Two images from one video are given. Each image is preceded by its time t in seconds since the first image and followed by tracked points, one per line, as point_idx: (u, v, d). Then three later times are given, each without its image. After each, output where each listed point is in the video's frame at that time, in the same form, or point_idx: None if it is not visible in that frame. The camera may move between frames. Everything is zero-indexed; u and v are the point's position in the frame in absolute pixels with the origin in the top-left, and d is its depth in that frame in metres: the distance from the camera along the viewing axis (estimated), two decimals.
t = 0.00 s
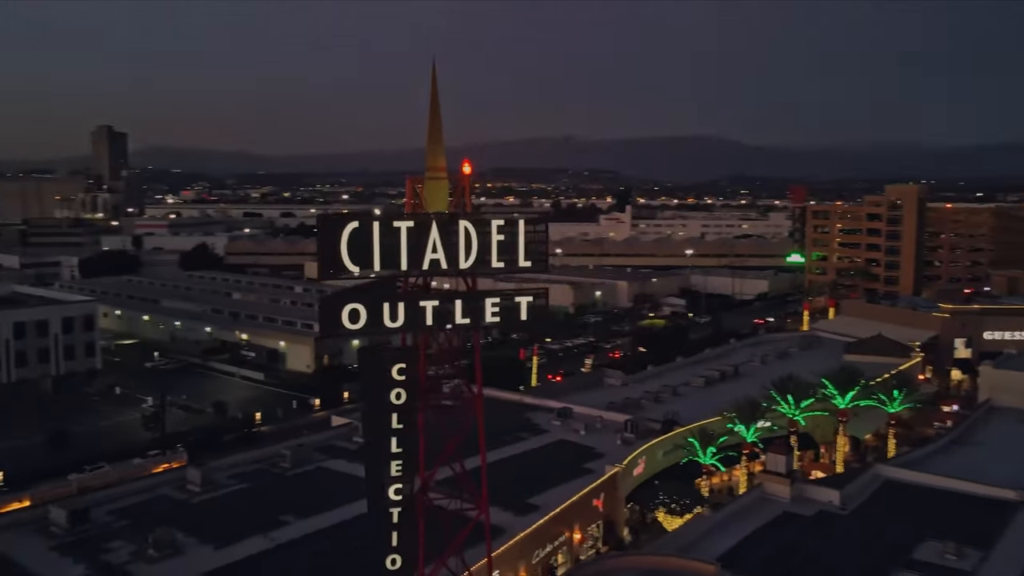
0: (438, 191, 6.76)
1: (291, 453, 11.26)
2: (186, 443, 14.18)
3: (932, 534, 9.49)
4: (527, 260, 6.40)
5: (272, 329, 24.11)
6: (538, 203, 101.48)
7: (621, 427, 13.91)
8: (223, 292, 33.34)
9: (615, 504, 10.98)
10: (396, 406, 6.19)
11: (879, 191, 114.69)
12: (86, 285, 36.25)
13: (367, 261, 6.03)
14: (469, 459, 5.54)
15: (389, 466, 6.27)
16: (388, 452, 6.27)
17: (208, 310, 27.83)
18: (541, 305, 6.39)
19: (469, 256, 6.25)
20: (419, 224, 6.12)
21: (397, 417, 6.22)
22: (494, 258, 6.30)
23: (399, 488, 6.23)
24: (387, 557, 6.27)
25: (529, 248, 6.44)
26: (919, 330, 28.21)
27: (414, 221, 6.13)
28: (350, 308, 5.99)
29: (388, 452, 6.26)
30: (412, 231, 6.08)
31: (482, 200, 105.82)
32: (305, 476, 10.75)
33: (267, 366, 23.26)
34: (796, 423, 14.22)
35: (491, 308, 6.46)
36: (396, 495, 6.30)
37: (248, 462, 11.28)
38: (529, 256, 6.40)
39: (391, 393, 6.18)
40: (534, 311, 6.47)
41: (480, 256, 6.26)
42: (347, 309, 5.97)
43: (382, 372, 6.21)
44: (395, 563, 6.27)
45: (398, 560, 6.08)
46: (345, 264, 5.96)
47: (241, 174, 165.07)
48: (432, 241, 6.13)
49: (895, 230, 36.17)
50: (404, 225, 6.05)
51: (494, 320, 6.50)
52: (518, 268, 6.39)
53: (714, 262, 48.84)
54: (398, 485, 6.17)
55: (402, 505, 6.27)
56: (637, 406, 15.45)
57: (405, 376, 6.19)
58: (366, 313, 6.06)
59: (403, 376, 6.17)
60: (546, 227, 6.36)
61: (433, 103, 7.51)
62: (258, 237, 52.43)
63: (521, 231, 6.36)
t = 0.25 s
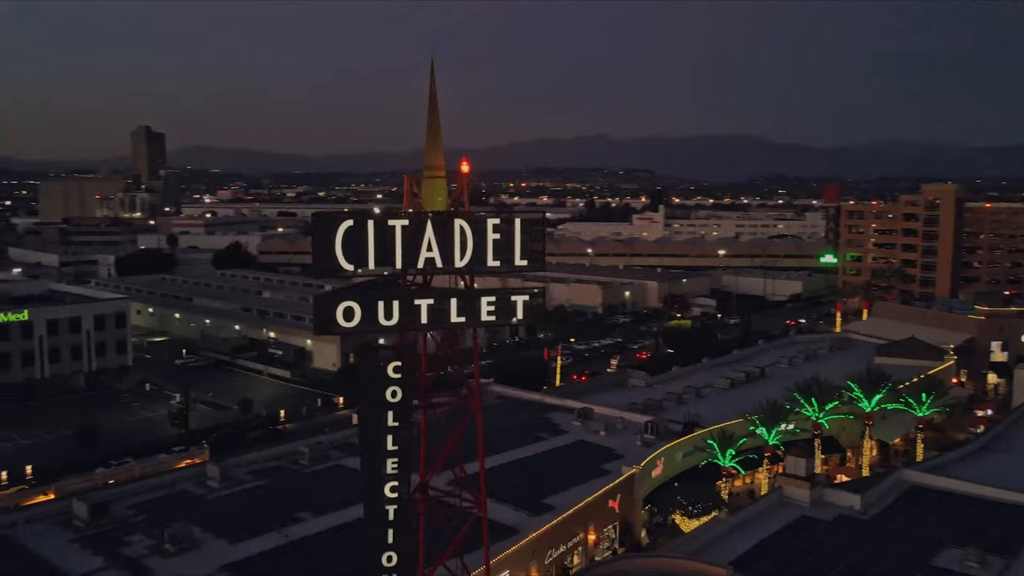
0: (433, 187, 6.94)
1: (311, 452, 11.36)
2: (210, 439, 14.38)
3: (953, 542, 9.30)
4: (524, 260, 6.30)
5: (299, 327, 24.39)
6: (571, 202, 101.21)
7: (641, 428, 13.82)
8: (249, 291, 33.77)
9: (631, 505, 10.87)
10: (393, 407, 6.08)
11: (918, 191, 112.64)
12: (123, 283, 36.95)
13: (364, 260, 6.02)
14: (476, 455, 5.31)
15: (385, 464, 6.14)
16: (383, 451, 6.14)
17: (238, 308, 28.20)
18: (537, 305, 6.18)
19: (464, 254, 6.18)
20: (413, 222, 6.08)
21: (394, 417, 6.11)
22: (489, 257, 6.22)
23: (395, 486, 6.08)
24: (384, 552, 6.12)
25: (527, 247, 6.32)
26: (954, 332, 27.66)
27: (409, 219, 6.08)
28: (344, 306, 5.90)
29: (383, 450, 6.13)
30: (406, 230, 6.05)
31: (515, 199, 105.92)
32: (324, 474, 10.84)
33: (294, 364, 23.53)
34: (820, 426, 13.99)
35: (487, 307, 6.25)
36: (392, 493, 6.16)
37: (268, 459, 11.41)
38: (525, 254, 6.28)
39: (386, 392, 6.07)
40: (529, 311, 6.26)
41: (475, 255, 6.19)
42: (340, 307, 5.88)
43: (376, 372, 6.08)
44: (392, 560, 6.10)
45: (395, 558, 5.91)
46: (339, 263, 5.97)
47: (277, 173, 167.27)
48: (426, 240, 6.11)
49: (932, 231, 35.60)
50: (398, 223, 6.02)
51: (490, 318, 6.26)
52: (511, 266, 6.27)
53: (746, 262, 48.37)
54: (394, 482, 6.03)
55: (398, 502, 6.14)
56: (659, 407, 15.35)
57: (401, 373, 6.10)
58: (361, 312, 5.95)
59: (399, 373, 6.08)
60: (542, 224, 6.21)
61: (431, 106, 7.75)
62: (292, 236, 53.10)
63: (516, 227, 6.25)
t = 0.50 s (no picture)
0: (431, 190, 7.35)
1: (329, 449, 11.44)
2: (233, 437, 14.53)
3: (976, 549, 9.10)
4: (519, 258, 6.21)
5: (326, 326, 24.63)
6: (604, 202, 100.69)
7: (661, 429, 13.72)
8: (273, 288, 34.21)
9: (648, 507, 10.74)
10: (388, 404, 6.05)
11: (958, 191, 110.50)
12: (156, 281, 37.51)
13: (359, 258, 6.02)
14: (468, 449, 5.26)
15: (380, 462, 6.09)
16: (379, 448, 6.09)
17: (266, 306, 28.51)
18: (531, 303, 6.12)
19: (459, 253, 6.15)
20: (407, 220, 6.07)
21: (389, 414, 6.08)
22: (483, 255, 6.15)
23: (389, 483, 6.02)
24: (379, 549, 6.05)
25: (522, 245, 6.24)
26: (990, 335, 27.08)
27: (403, 219, 6.07)
28: (338, 303, 5.94)
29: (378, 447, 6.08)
30: (400, 228, 6.04)
31: (547, 199, 105.61)
32: (342, 472, 10.90)
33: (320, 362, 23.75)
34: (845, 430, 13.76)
35: (481, 304, 6.20)
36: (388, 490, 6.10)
37: (288, 456, 11.51)
38: (520, 253, 6.21)
39: (380, 390, 6.05)
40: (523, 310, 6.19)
41: (470, 254, 6.14)
42: (335, 305, 5.93)
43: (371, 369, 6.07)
44: (387, 558, 6.04)
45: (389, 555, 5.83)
46: (333, 261, 5.97)
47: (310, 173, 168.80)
48: (420, 239, 6.09)
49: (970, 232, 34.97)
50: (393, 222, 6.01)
51: (485, 317, 6.20)
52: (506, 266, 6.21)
53: (779, 262, 47.74)
54: (388, 479, 5.97)
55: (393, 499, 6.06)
56: (681, 408, 15.22)
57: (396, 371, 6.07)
58: (357, 310, 5.98)
59: (394, 370, 6.05)
60: (537, 223, 6.13)
61: (429, 105, 7.95)
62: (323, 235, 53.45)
63: (511, 226, 6.18)
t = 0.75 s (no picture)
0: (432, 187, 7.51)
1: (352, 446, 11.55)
2: (262, 433, 14.72)
3: (1004, 559, 8.86)
4: (518, 257, 6.21)
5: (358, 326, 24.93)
6: (642, 201, 99.93)
7: (686, 431, 13.60)
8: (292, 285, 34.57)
9: (668, 510, 10.59)
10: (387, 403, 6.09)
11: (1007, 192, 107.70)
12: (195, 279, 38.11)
13: (359, 257, 6.04)
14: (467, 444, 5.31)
15: (380, 459, 6.12)
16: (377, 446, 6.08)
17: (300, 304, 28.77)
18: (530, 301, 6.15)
19: (457, 251, 6.14)
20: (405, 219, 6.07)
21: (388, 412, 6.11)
22: (483, 254, 6.15)
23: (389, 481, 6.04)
24: (379, 545, 6.06)
25: (522, 245, 6.23)
26: None
27: (401, 217, 6.08)
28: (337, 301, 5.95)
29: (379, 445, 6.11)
30: (399, 227, 6.06)
31: (585, 198, 105.15)
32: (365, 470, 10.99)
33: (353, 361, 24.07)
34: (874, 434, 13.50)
35: (480, 303, 6.20)
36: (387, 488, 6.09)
37: (312, 453, 11.64)
38: (518, 252, 6.20)
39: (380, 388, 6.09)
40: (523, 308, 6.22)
41: (469, 252, 6.13)
42: (333, 302, 5.95)
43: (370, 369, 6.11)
44: (388, 554, 6.05)
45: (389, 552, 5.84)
46: (333, 260, 5.99)
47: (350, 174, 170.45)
48: (419, 238, 6.10)
49: (1015, 233, 34.13)
50: (392, 221, 6.04)
51: (484, 315, 6.22)
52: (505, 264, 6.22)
53: (818, 263, 46.96)
54: (388, 477, 5.99)
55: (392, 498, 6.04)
56: (707, 410, 15.07)
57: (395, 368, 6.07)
58: (355, 307, 5.99)
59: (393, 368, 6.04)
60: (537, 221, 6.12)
61: (431, 104, 8.10)
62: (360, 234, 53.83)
63: (510, 224, 6.16)
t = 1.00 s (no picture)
0: (435, 187, 7.60)
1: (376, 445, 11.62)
2: (290, 430, 14.88)
3: None
4: (517, 256, 6.20)
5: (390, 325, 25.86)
6: (681, 201, 99.10)
7: (712, 432, 13.44)
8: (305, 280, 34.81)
9: (690, 512, 10.46)
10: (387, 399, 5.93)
11: None
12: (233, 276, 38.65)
13: (359, 252, 6.01)
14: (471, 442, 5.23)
15: (379, 456, 5.97)
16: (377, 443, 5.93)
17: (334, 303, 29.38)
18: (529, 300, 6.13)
19: (456, 249, 6.11)
20: (404, 217, 6.05)
21: (388, 409, 5.96)
22: (481, 253, 6.14)
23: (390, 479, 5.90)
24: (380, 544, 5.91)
25: (520, 244, 6.21)
26: None
27: (400, 216, 6.06)
28: (335, 300, 5.92)
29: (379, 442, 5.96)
30: (398, 226, 6.02)
31: (622, 198, 104.64)
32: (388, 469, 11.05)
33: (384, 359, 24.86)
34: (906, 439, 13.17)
35: (478, 302, 6.17)
36: (388, 485, 5.96)
37: (334, 451, 11.71)
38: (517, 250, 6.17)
39: (380, 385, 5.93)
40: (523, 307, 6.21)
41: (467, 250, 6.10)
42: (332, 301, 5.91)
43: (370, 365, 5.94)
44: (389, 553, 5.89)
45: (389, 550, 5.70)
46: (333, 255, 5.98)
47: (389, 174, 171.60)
48: (418, 236, 6.07)
49: None
50: (390, 220, 6.01)
51: (483, 315, 6.19)
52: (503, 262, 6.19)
53: (859, 264, 46.09)
54: (389, 475, 5.84)
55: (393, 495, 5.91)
56: (735, 413, 14.88)
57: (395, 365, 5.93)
58: (353, 305, 5.95)
59: (393, 364, 5.90)
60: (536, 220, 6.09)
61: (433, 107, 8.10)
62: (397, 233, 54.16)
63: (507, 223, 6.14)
